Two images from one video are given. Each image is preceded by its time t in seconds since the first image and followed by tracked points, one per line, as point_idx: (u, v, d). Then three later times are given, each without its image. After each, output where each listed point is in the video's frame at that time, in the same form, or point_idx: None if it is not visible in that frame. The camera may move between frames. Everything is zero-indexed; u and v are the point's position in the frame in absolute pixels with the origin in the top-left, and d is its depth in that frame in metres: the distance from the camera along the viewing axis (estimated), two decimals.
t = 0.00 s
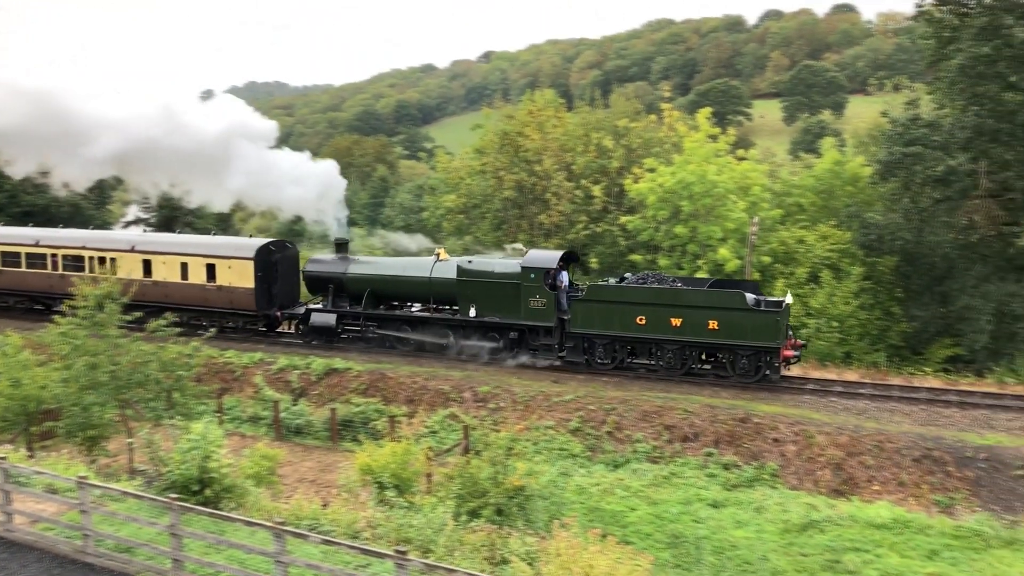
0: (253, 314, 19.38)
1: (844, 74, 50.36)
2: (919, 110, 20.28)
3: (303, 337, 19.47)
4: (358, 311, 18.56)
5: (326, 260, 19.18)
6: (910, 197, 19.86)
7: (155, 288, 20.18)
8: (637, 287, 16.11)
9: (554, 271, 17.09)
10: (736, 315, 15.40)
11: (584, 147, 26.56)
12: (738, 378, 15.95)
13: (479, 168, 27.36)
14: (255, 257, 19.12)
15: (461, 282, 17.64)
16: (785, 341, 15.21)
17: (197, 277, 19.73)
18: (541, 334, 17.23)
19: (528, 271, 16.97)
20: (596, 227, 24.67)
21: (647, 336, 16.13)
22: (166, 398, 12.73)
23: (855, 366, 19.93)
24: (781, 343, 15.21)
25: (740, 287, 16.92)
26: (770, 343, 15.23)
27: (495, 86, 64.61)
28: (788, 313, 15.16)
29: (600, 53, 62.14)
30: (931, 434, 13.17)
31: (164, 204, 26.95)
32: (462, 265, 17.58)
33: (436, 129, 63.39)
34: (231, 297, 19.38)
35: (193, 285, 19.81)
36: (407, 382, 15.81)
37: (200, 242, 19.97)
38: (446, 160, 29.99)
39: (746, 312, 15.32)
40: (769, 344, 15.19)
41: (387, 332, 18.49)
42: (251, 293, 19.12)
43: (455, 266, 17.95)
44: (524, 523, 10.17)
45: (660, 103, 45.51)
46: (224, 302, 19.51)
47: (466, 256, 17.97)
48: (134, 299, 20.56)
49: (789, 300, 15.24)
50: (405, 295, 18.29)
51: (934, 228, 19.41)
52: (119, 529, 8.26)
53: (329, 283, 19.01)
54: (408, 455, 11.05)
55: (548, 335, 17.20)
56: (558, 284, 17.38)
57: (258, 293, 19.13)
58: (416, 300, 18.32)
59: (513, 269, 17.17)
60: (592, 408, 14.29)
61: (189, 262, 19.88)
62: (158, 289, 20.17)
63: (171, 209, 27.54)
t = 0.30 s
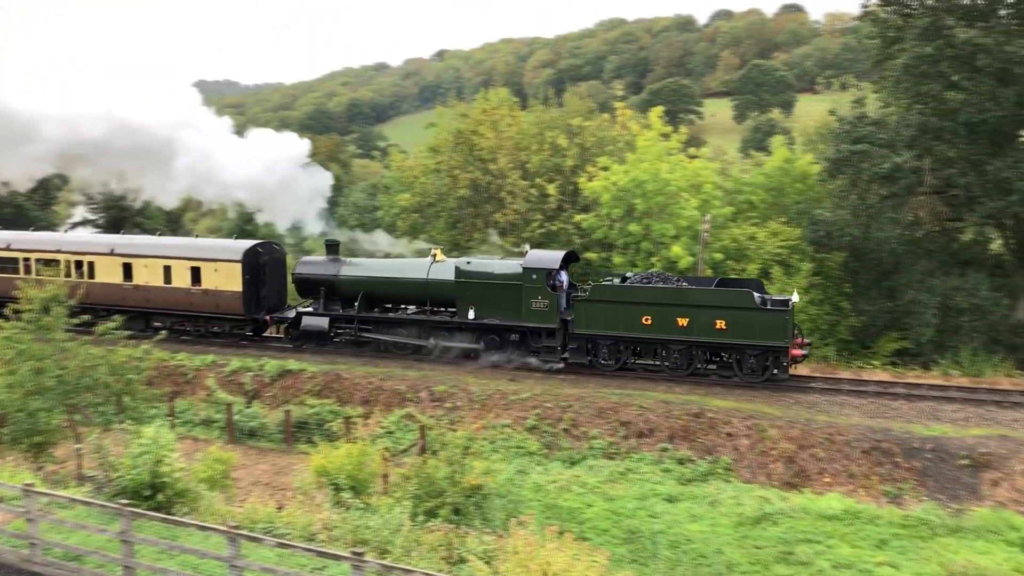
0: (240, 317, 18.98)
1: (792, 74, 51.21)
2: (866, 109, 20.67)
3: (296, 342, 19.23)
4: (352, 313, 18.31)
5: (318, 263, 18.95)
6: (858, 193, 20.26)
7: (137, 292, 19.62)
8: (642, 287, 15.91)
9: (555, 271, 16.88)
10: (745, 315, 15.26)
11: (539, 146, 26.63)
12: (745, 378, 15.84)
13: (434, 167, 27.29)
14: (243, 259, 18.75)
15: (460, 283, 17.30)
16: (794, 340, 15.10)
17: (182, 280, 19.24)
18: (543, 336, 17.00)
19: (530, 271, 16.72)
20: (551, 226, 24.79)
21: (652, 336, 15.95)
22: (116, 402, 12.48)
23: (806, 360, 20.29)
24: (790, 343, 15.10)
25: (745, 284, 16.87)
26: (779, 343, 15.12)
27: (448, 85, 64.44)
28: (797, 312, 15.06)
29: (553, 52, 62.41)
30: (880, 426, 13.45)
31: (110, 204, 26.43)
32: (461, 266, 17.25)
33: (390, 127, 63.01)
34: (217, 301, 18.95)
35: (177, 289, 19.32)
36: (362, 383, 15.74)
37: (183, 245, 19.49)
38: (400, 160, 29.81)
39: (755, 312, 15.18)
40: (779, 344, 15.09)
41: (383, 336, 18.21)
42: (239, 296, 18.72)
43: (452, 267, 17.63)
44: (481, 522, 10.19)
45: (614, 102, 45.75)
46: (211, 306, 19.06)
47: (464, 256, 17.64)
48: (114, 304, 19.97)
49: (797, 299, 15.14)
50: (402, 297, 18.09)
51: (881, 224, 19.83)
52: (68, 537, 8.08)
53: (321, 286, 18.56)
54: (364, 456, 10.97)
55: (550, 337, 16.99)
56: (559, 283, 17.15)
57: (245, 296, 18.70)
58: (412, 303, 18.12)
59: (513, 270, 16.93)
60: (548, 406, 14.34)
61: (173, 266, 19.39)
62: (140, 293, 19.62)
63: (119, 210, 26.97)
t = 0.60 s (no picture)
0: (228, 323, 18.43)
1: (741, 74, 51.96)
2: (812, 109, 21.02)
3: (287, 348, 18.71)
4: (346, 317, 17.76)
5: (306, 265, 18.20)
6: (805, 191, 20.63)
7: (119, 298, 19.01)
8: (649, 287, 15.80)
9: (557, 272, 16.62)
10: (752, 315, 15.23)
11: (491, 146, 26.65)
12: (751, 378, 15.83)
13: (385, 166, 27.08)
14: (230, 261, 18.27)
15: (458, 287, 16.95)
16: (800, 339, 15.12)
17: (166, 285, 18.67)
18: (545, 339, 16.76)
19: (532, 272, 16.43)
20: (505, 225, 25.04)
21: (657, 337, 15.84)
22: (61, 409, 12.21)
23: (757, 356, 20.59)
24: (796, 342, 15.12)
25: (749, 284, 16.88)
26: (786, 343, 15.12)
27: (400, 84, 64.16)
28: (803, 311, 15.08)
29: (505, 52, 62.52)
30: (827, 420, 13.71)
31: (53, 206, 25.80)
32: (460, 268, 16.87)
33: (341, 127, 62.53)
34: (203, 307, 18.37)
35: (161, 294, 18.75)
36: (315, 385, 15.62)
37: (166, 249, 18.92)
38: (351, 159, 29.55)
39: (762, 311, 15.17)
40: (786, 342, 15.08)
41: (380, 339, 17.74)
42: (226, 301, 18.18)
43: (450, 269, 17.24)
44: (436, 523, 10.17)
45: (566, 102, 45.96)
46: (196, 311, 18.48)
47: (462, 258, 17.25)
48: (94, 311, 19.34)
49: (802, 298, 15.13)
50: (396, 299, 17.59)
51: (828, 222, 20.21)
52: (11, 548, 7.88)
53: (312, 291, 17.99)
54: (317, 459, 10.87)
55: (552, 339, 16.75)
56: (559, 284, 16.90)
57: (234, 301, 18.21)
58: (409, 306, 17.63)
59: (514, 271, 16.63)
60: (503, 406, 14.37)
61: (155, 270, 18.82)
62: (122, 299, 18.99)
63: (64, 211, 26.29)
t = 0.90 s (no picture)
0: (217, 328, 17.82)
1: (689, 74, 52.71)
2: (759, 109, 21.33)
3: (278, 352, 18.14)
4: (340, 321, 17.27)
5: (297, 268, 17.60)
6: (752, 191, 20.96)
7: (100, 303, 18.19)
8: (654, 288, 15.72)
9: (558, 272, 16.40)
10: (758, 314, 15.27)
11: (442, 145, 26.62)
12: (755, 378, 15.81)
13: (335, 166, 26.83)
14: (219, 264, 17.63)
15: (457, 288, 16.63)
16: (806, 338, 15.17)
17: (150, 289, 17.94)
18: (547, 341, 16.50)
19: (533, 273, 16.16)
20: (457, 225, 25.02)
21: (662, 337, 15.76)
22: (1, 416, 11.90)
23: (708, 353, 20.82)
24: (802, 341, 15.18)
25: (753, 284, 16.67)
26: (792, 341, 15.16)
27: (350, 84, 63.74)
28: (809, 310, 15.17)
29: (456, 52, 62.53)
30: (776, 415, 13.93)
31: None
32: (459, 269, 16.56)
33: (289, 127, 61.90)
34: (190, 311, 17.73)
35: (145, 299, 18.01)
36: (265, 389, 15.47)
37: (150, 251, 18.16)
38: (300, 159, 29.27)
39: (768, 310, 15.22)
40: (792, 342, 15.14)
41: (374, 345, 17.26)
42: (216, 305, 17.56)
43: (449, 270, 16.92)
44: (389, 524, 10.13)
45: (518, 102, 46.08)
46: (183, 316, 17.82)
47: (460, 259, 16.94)
48: (73, 317, 18.48)
49: (806, 297, 15.25)
50: (391, 303, 17.15)
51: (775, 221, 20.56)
52: None
53: (303, 293, 17.40)
54: (267, 463, 10.73)
55: (554, 341, 16.49)
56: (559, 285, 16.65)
57: (223, 305, 17.58)
58: (405, 308, 17.21)
59: (515, 272, 16.38)
60: (456, 406, 14.36)
61: (138, 274, 18.04)
62: (103, 304, 18.18)
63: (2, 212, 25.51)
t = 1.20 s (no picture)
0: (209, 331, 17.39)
1: (640, 74, 53.17)
2: (709, 108, 21.57)
3: (271, 356, 17.67)
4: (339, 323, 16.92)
5: (293, 269, 17.25)
6: (702, 189, 21.21)
7: (85, 306, 17.69)
8: (662, 286, 15.78)
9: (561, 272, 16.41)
10: (766, 313, 15.42)
11: (395, 143, 26.49)
12: (762, 376, 15.95)
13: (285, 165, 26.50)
14: (212, 265, 17.20)
15: (460, 289, 16.52)
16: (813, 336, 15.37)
17: (139, 292, 17.46)
18: (552, 341, 16.41)
19: (538, 272, 16.22)
20: (410, 224, 24.86)
21: (670, 336, 15.81)
22: None
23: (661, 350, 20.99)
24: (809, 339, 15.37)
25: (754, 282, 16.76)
26: (799, 340, 15.34)
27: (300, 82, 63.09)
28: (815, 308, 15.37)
29: (408, 50, 62.29)
30: (727, 410, 14.12)
31: None
32: (462, 269, 16.42)
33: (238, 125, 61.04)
34: (182, 314, 17.31)
35: (134, 302, 17.52)
36: (216, 390, 15.27)
37: (139, 252, 17.67)
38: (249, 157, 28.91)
39: (775, 308, 15.40)
40: (800, 340, 15.32)
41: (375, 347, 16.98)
42: (208, 308, 17.14)
43: (450, 270, 16.77)
44: (343, 526, 10.06)
45: (470, 100, 46.03)
46: (174, 319, 17.39)
47: (462, 260, 16.84)
48: (57, 321, 17.97)
49: (810, 295, 15.49)
50: (392, 304, 16.90)
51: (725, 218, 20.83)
52: None
53: (302, 295, 17.06)
54: (218, 466, 10.57)
55: (559, 341, 16.42)
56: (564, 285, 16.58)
57: (214, 306, 17.16)
58: (406, 309, 16.97)
59: (519, 271, 16.37)
60: (410, 406, 14.32)
61: (126, 276, 17.52)
62: (90, 308, 17.68)
63: None
